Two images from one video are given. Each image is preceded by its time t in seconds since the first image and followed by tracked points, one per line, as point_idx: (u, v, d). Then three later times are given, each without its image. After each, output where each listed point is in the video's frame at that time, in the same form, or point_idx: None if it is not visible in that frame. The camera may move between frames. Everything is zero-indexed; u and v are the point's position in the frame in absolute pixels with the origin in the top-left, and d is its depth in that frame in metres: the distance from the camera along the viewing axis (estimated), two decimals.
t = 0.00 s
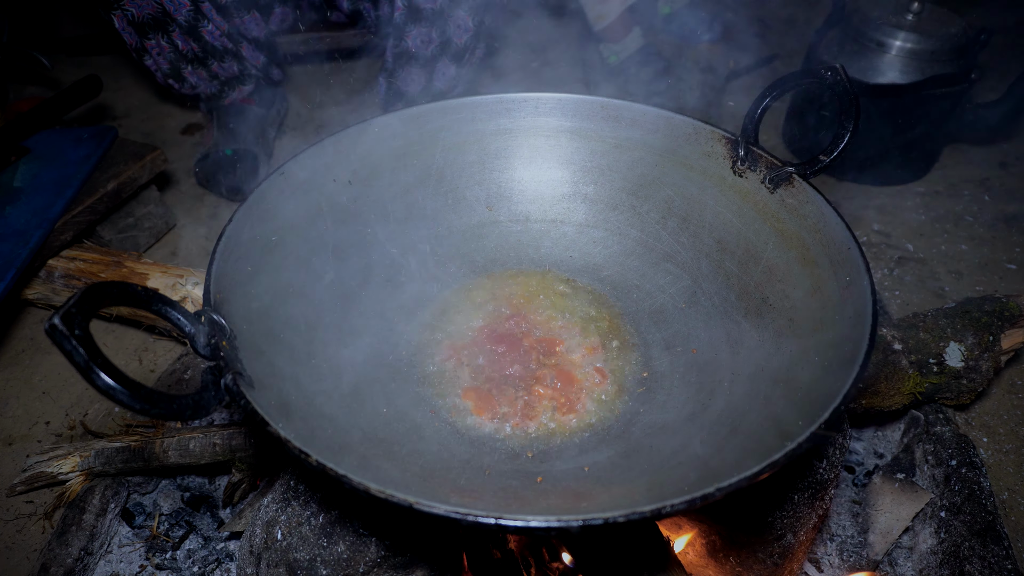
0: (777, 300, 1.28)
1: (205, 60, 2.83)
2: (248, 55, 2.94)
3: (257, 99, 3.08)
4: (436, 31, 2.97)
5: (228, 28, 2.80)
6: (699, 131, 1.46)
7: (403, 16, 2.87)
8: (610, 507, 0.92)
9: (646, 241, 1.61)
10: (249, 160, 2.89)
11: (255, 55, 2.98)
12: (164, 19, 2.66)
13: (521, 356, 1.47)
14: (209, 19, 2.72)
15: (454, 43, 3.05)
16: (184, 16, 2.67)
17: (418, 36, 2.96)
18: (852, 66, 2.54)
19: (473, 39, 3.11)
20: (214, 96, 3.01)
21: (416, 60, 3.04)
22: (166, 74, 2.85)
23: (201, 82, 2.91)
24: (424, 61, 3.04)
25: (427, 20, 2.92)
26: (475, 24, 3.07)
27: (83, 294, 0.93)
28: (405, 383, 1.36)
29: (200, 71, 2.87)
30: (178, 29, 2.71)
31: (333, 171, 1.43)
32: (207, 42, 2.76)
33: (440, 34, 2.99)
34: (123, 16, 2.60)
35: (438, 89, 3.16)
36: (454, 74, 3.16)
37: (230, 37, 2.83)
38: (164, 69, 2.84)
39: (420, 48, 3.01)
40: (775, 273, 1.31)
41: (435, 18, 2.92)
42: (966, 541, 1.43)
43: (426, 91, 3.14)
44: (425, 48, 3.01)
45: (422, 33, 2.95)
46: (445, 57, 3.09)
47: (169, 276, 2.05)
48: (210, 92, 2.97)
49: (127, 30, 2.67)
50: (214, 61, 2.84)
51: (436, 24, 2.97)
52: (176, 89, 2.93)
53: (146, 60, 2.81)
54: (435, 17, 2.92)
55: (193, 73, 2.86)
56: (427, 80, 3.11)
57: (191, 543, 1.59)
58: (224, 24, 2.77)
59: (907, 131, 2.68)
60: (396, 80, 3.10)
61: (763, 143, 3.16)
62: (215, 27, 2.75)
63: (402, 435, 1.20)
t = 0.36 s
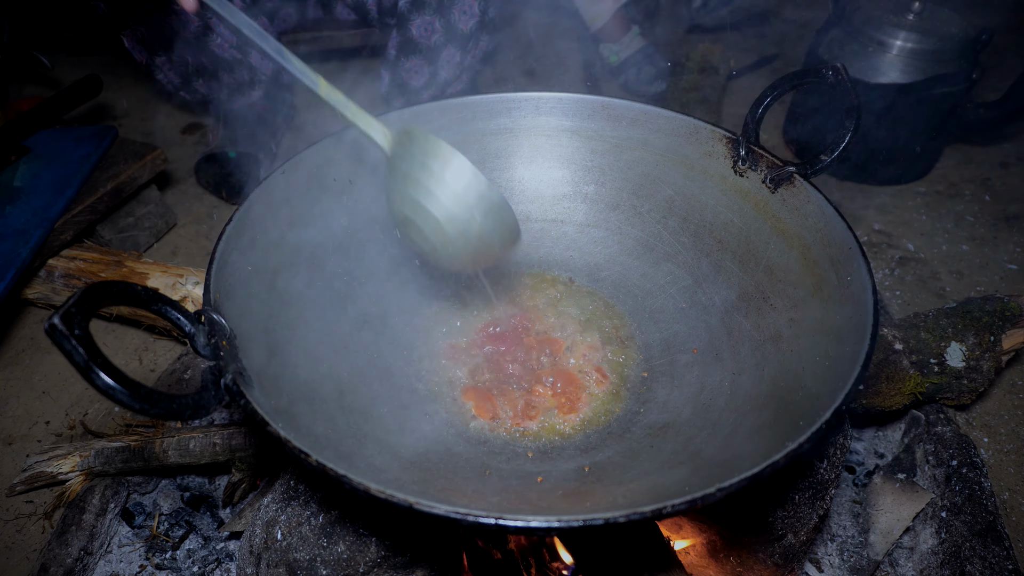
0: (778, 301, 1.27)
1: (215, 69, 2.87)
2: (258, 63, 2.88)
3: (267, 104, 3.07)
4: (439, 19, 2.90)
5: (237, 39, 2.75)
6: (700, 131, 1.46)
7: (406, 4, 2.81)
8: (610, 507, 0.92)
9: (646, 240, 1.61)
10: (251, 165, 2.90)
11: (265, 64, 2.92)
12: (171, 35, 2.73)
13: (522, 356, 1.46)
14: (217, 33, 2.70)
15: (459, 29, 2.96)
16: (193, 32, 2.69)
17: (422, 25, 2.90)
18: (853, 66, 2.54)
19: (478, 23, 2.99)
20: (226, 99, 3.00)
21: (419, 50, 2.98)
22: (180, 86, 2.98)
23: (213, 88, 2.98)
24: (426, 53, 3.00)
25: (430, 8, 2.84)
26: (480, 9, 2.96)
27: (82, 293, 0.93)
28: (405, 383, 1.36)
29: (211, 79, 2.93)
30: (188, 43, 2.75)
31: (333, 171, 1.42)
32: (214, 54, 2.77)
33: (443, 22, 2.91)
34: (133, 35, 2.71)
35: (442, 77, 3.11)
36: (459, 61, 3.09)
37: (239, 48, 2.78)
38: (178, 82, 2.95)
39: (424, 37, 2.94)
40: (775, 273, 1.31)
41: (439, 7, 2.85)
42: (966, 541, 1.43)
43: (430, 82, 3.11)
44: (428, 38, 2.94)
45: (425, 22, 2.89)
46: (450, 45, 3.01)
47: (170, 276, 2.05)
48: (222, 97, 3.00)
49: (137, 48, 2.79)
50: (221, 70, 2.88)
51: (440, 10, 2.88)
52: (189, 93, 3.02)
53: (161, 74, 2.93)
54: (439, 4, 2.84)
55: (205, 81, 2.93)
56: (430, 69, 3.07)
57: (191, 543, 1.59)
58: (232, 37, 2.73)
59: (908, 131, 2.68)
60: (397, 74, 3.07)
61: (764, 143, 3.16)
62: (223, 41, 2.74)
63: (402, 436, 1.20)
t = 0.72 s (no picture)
0: (777, 300, 1.28)
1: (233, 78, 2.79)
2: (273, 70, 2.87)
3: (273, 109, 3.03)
4: (435, 16, 2.88)
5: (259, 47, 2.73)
6: (699, 131, 1.46)
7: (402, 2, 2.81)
8: (610, 507, 0.92)
9: (645, 240, 1.61)
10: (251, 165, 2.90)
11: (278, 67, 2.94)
12: (198, 44, 2.60)
13: (522, 357, 1.47)
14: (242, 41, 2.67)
15: (453, 24, 2.96)
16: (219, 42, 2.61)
17: (418, 22, 2.88)
18: (853, 65, 2.53)
19: (473, 18, 2.99)
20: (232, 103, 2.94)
21: (417, 49, 2.97)
22: (195, 93, 2.82)
23: (225, 96, 2.87)
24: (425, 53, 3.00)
25: (425, 5, 2.83)
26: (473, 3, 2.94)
27: (84, 293, 0.93)
28: (406, 383, 1.36)
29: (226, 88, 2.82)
30: (210, 54, 2.65)
31: (333, 171, 1.43)
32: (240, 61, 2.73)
33: (439, 19, 2.91)
34: (157, 44, 2.54)
35: (439, 74, 3.11)
36: (457, 57, 3.10)
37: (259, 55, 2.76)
38: (194, 90, 2.80)
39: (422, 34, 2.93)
40: (775, 272, 1.31)
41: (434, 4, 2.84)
42: (966, 540, 1.43)
43: (429, 80, 3.11)
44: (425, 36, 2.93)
45: (422, 20, 2.87)
46: (445, 41, 3.00)
47: (170, 275, 2.05)
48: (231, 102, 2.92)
49: (158, 57, 2.61)
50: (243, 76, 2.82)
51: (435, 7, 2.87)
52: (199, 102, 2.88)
53: (174, 81, 2.75)
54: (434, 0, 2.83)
55: (220, 90, 2.82)
56: (429, 68, 3.06)
57: (192, 542, 1.59)
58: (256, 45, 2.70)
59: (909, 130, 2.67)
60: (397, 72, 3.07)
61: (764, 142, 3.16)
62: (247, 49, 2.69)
63: (403, 436, 1.20)
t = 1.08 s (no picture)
0: (778, 300, 1.28)
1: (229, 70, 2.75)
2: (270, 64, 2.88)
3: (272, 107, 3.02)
4: (436, 16, 2.89)
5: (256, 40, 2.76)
6: (700, 131, 1.46)
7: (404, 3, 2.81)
8: (611, 508, 0.92)
9: (646, 240, 1.61)
10: (252, 165, 2.90)
11: (277, 64, 2.90)
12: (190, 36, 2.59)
13: (523, 357, 1.46)
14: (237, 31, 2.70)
15: (454, 25, 2.95)
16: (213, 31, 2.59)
17: (419, 22, 2.90)
18: (854, 65, 2.53)
19: (473, 19, 2.98)
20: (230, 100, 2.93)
21: (417, 49, 2.98)
22: (190, 84, 2.83)
23: (221, 90, 2.83)
24: (426, 53, 3.00)
25: (426, 6, 2.85)
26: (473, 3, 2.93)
27: (85, 293, 0.92)
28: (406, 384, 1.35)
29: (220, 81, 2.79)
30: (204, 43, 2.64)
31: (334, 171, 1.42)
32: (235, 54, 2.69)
33: (440, 20, 2.92)
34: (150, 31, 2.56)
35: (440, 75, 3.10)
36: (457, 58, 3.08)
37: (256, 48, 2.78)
38: (188, 80, 2.80)
39: (422, 35, 2.94)
40: (775, 272, 1.31)
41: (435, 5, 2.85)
42: (967, 541, 1.43)
43: (429, 80, 3.11)
44: (426, 36, 2.95)
45: (423, 20, 2.89)
46: (446, 41, 3.00)
47: (171, 275, 2.05)
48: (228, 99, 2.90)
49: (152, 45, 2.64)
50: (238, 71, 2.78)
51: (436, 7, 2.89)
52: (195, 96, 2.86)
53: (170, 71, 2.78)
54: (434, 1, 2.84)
55: (214, 83, 2.79)
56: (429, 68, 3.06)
57: (193, 543, 1.59)
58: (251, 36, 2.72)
59: (910, 131, 2.67)
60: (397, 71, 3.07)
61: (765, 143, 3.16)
62: (242, 40, 2.72)
63: (403, 436, 1.20)
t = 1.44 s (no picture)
0: (778, 301, 1.28)
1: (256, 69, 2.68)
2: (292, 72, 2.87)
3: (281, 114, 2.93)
4: (438, 15, 2.90)
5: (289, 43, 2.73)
6: (702, 131, 1.46)
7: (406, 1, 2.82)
8: (612, 508, 0.92)
9: (646, 239, 1.61)
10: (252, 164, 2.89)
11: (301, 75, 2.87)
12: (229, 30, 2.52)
13: (524, 357, 1.46)
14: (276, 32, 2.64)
15: (457, 23, 2.94)
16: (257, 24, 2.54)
17: (421, 22, 2.90)
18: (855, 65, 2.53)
19: (476, 17, 2.97)
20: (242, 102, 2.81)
21: (420, 49, 2.99)
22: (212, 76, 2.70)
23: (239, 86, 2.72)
24: (427, 52, 3.01)
25: (428, 5, 2.84)
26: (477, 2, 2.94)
27: (86, 293, 0.93)
28: (406, 384, 1.35)
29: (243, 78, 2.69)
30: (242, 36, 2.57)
31: (335, 171, 1.43)
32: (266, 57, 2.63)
33: (441, 18, 2.91)
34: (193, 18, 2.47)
35: (443, 73, 3.10)
36: (459, 56, 3.08)
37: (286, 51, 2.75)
38: (211, 72, 2.69)
39: (423, 34, 2.95)
40: (776, 272, 1.31)
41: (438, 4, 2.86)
42: (969, 541, 1.43)
43: (431, 79, 3.10)
44: (427, 35, 2.94)
45: (423, 20, 2.89)
46: (448, 40, 3.00)
47: (172, 275, 2.05)
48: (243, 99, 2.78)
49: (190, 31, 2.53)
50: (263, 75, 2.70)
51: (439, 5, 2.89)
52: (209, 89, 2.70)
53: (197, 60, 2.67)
54: None
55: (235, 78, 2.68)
56: (430, 67, 3.06)
57: (194, 542, 1.59)
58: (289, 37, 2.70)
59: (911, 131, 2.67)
60: (398, 72, 3.08)
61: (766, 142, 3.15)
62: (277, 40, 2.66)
63: (404, 437, 1.20)
